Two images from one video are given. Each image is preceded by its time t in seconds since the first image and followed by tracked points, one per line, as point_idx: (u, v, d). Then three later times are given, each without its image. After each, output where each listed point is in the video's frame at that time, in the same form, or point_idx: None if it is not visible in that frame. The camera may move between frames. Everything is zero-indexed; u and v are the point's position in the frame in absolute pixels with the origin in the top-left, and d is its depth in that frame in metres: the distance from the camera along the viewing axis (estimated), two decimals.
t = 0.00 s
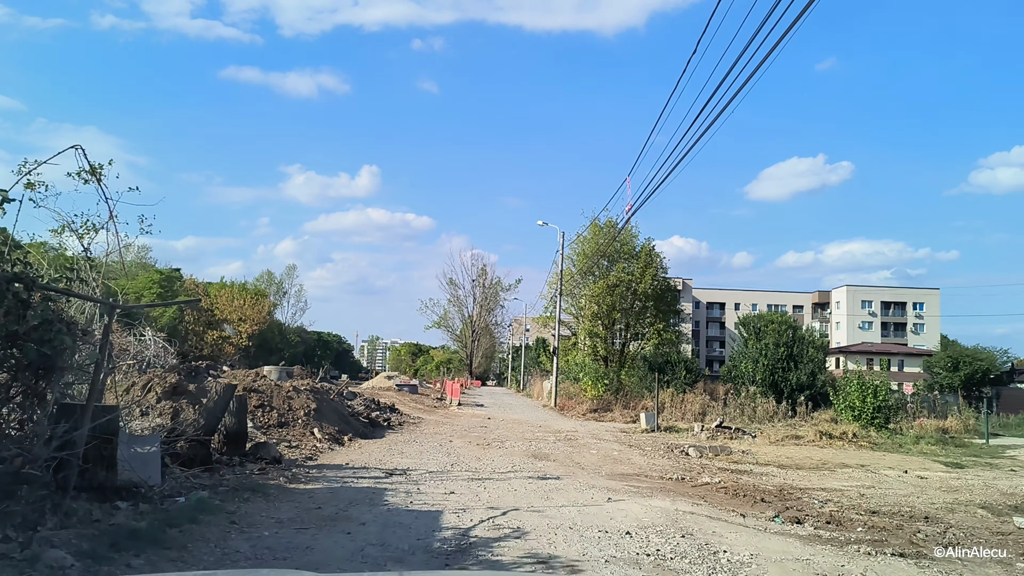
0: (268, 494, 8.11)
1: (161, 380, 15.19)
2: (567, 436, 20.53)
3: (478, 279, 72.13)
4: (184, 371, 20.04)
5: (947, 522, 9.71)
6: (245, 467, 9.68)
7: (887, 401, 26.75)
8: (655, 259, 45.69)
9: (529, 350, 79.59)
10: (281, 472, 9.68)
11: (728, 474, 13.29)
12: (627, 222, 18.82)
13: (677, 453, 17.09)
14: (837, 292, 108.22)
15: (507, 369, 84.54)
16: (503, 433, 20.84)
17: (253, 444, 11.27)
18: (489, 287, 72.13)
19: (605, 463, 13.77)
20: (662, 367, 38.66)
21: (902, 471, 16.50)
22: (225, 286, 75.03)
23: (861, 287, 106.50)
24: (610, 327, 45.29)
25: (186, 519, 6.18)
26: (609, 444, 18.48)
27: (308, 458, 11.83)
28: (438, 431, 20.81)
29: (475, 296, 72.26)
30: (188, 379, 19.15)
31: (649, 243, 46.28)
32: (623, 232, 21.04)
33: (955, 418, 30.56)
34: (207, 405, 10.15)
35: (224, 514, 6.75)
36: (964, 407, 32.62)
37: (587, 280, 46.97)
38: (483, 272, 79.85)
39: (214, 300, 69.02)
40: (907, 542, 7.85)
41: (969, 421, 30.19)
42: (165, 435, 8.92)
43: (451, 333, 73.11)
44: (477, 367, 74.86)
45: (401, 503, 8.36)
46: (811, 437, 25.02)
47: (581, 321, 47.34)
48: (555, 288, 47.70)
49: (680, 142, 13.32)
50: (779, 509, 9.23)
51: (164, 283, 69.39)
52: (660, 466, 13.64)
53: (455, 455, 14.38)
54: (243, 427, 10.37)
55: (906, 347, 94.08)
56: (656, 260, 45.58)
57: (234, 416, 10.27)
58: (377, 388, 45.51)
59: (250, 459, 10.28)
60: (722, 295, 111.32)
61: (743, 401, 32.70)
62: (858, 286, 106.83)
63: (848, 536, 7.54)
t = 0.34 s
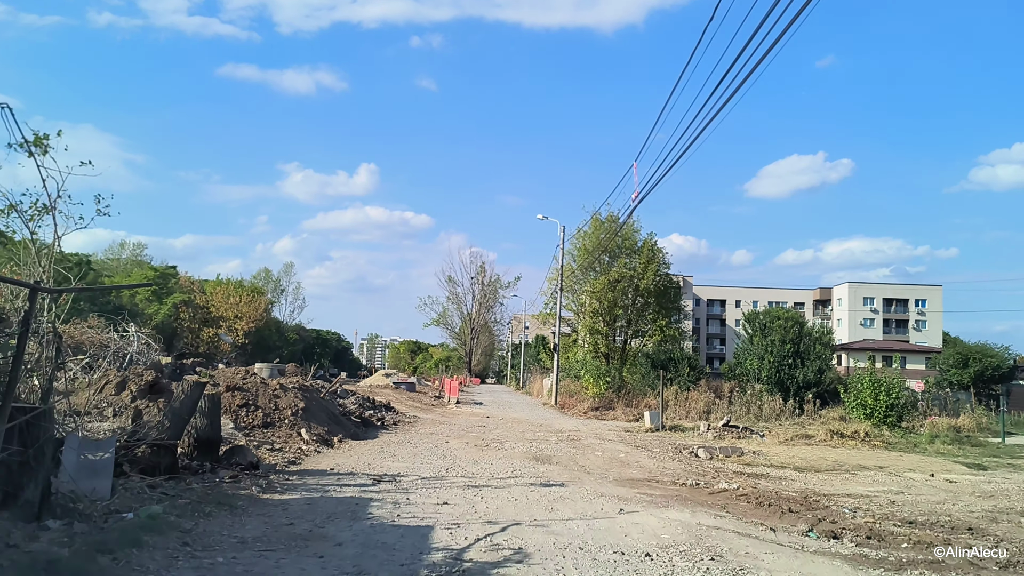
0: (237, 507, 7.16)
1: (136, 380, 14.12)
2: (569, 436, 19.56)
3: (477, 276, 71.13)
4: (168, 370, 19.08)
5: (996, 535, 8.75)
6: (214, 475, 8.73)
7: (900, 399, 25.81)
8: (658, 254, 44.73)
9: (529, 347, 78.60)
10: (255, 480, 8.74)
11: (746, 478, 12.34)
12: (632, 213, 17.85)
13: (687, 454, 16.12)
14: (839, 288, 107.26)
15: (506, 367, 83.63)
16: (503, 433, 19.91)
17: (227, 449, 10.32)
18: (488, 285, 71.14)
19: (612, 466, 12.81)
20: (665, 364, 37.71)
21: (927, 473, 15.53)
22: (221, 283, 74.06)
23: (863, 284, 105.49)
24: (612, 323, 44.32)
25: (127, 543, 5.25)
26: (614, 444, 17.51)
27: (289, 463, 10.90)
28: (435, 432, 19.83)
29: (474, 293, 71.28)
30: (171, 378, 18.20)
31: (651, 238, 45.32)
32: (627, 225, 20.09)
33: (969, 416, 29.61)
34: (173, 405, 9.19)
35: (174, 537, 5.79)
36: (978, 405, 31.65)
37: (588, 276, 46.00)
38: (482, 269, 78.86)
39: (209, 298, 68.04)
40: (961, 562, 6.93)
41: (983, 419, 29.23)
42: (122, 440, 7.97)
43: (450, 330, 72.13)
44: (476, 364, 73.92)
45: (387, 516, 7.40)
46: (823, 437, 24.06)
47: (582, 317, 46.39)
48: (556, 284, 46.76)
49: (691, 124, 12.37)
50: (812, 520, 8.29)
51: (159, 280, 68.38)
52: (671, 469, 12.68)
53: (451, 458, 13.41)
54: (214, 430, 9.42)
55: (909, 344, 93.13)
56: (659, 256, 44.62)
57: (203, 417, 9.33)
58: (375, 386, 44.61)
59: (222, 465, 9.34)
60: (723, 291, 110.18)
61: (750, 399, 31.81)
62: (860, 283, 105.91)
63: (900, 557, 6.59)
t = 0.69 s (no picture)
0: (196, 530, 6.15)
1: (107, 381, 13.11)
2: (574, 441, 18.54)
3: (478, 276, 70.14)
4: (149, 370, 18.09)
5: None
6: (176, 489, 7.74)
7: (918, 400, 24.80)
8: (662, 252, 43.69)
9: (529, 348, 77.56)
10: (224, 495, 7.76)
11: (770, 489, 11.30)
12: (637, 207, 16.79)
13: (701, 461, 15.10)
14: (842, 288, 106.16)
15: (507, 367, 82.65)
16: (503, 437, 18.86)
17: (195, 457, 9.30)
18: (489, 285, 70.13)
19: (623, 477, 11.79)
20: (670, 364, 36.66)
21: (959, 481, 14.48)
22: (219, 282, 73.13)
23: (867, 283, 104.38)
24: (615, 323, 43.28)
25: None
26: (623, 450, 16.48)
27: (266, 474, 9.89)
28: (432, 435, 18.80)
29: (475, 294, 70.28)
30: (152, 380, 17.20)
31: (654, 236, 44.29)
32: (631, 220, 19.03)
33: (987, 418, 28.55)
34: (132, 410, 8.24)
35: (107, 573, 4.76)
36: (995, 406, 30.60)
37: (590, 274, 44.94)
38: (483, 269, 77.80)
39: (207, 297, 67.07)
40: None
41: (1002, 421, 28.17)
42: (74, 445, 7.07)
43: (450, 330, 71.10)
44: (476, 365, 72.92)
45: (371, 540, 6.35)
46: (838, 440, 23.01)
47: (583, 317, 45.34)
48: (557, 282, 45.73)
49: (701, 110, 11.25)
50: (859, 541, 7.25)
51: (155, 281, 67.47)
52: (688, 479, 11.65)
53: (448, 466, 12.39)
54: (181, 438, 8.48)
55: (914, 344, 91.92)
56: (662, 254, 43.57)
57: (168, 423, 8.33)
58: (372, 387, 43.58)
59: (185, 476, 8.33)
60: (725, 291, 109.02)
61: (758, 400, 30.76)
62: (864, 282, 104.77)
63: None
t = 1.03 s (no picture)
0: (141, 560, 5.22)
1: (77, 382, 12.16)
2: (577, 444, 17.62)
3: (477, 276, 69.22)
4: (128, 370, 17.13)
5: None
6: (132, 506, 6.85)
7: (935, 401, 23.88)
8: (665, 249, 42.79)
9: (529, 347, 76.57)
10: (185, 512, 6.85)
11: (794, 500, 10.37)
12: (648, 194, 15.85)
13: (714, 466, 14.17)
14: (844, 287, 105.30)
15: (506, 367, 81.78)
16: (503, 440, 17.94)
17: (159, 468, 8.40)
18: (488, 284, 69.21)
19: (634, 486, 10.88)
20: (674, 363, 35.73)
21: (990, 488, 13.55)
22: (215, 281, 72.27)
23: (869, 282, 103.46)
24: (617, 322, 42.36)
25: None
26: (630, 454, 15.55)
27: (242, 485, 8.99)
28: (429, 439, 17.88)
29: (474, 294, 69.36)
30: (132, 382, 16.29)
31: (657, 233, 43.37)
32: (639, 210, 18.09)
33: (1002, 419, 27.64)
34: (79, 416, 7.10)
35: None
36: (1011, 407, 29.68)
37: (592, 272, 44.02)
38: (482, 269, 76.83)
39: (203, 296, 66.23)
40: None
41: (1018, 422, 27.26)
42: (5, 464, 6.12)
43: (449, 331, 70.12)
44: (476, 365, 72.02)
45: (349, 570, 5.40)
46: (852, 443, 22.10)
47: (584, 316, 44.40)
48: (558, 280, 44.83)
49: (734, 70, 10.38)
50: (912, 566, 6.39)
51: (151, 280, 66.65)
52: (705, 488, 10.74)
53: (444, 474, 11.47)
54: (139, 446, 7.49)
55: (917, 343, 90.98)
56: (665, 251, 42.67)
57: (126, 430, 7.45)
58: (369, 387, 42.69)
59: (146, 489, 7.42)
60: (726, 290, 107.95)
61: (765, 401, 29.85)
62: (866, 281, 103.85)
63: None
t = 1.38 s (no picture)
0: None
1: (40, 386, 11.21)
2: (583, 447, 16.62)
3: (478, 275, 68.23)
4: (107, 368, 16.19)
5: None
6: (75, 525, 5.89)
7: (956, 401, 22.88)
8: (669, 246, 41.80)
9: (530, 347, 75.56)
10: (134, 532, 5.88)
11: (827, 511, 9.40)
12: (656, 183, 14.68)
13: (732, 471, 13.17)
14: (848, 286, 104.21)
15: (508, 367, 80.81)
16: (505, 443, 16.97)
17: (116, 478, 7.41)
18: (489, 284, 68.23)
19: (649, 495, 9.89)
20: (679, 363, 34.74)
21: None
22: (212, 280, 71.34)
23: (873, 281, 102.38)
24: (621, 320, 41.36)
25: None
26: (641, 458, 14.55)
27: (213, 496, 8.04)
28: (427, 441, 16.89)
29: (475, 293, 68.37)
30: (110, 381, 15.34)
31: (661, 229, 42.39)
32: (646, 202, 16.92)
33: None
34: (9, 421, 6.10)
35: None
36: None
37: (594, 269, 43.04)
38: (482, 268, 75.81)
39: (200, 295, 65.31)
40: None
41: None
42: None
43: (450, 331, 69.09)
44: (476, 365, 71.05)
45: None
46: (870, 445, 21.12)
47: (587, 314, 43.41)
48: (561, 277, 43.85)
49: (757, 39, 9.15)
50: None
51: (148, 279, 65.72)
52: (727, 498, 9.74)
53: (441, 481, 10.47)
54: (90, 453, 6.55)
55: (923, 343, 89.91)
56: (670, 248, 41.67)
57: (73, 435, 6.46)
58: (367, 388, 41.74)
59: (98, 504, 6.44)
60: (729, 289, 106.79)
61: (775, 401, 28.87)
62: (870, 280, 102.76)
63: None
